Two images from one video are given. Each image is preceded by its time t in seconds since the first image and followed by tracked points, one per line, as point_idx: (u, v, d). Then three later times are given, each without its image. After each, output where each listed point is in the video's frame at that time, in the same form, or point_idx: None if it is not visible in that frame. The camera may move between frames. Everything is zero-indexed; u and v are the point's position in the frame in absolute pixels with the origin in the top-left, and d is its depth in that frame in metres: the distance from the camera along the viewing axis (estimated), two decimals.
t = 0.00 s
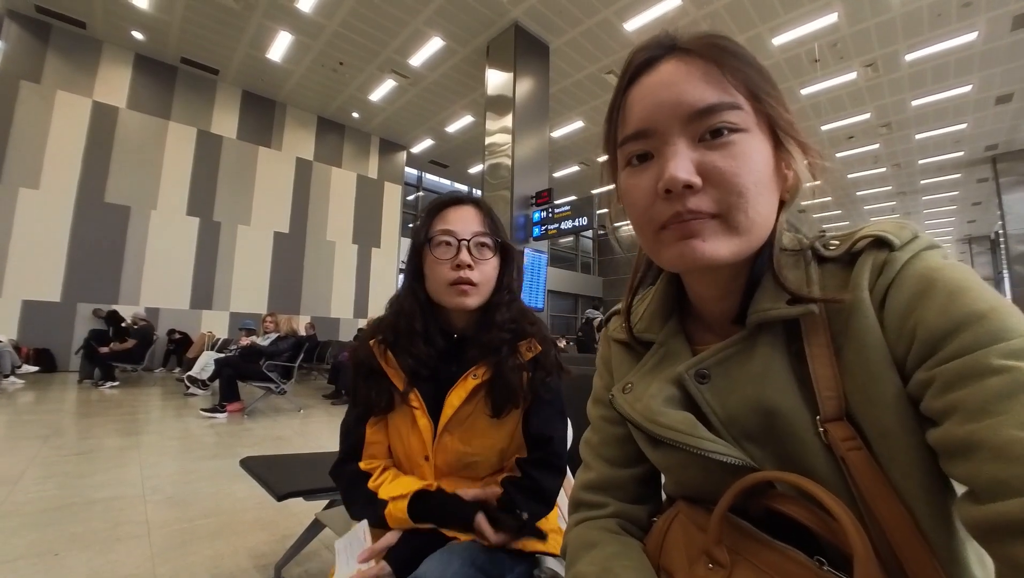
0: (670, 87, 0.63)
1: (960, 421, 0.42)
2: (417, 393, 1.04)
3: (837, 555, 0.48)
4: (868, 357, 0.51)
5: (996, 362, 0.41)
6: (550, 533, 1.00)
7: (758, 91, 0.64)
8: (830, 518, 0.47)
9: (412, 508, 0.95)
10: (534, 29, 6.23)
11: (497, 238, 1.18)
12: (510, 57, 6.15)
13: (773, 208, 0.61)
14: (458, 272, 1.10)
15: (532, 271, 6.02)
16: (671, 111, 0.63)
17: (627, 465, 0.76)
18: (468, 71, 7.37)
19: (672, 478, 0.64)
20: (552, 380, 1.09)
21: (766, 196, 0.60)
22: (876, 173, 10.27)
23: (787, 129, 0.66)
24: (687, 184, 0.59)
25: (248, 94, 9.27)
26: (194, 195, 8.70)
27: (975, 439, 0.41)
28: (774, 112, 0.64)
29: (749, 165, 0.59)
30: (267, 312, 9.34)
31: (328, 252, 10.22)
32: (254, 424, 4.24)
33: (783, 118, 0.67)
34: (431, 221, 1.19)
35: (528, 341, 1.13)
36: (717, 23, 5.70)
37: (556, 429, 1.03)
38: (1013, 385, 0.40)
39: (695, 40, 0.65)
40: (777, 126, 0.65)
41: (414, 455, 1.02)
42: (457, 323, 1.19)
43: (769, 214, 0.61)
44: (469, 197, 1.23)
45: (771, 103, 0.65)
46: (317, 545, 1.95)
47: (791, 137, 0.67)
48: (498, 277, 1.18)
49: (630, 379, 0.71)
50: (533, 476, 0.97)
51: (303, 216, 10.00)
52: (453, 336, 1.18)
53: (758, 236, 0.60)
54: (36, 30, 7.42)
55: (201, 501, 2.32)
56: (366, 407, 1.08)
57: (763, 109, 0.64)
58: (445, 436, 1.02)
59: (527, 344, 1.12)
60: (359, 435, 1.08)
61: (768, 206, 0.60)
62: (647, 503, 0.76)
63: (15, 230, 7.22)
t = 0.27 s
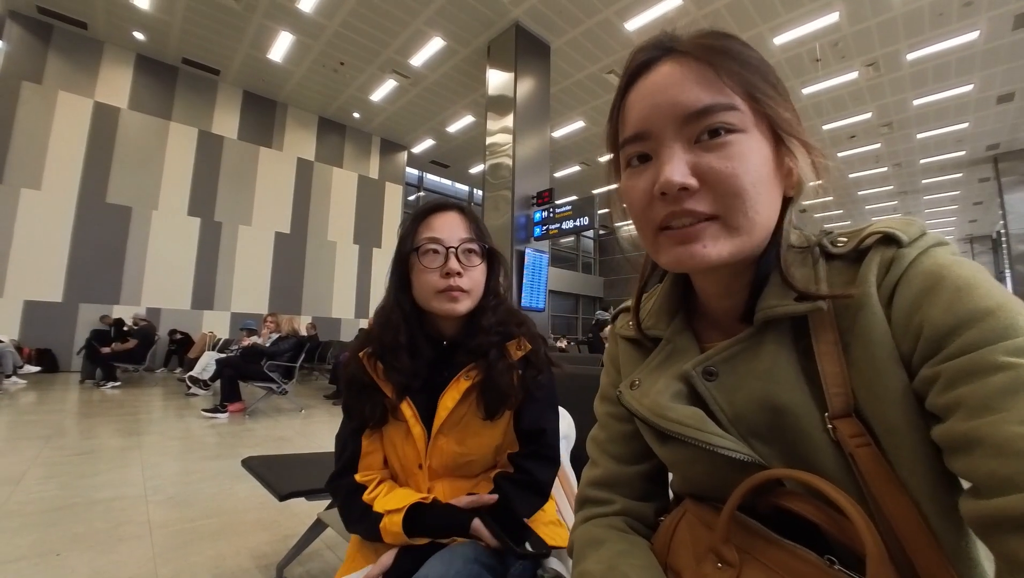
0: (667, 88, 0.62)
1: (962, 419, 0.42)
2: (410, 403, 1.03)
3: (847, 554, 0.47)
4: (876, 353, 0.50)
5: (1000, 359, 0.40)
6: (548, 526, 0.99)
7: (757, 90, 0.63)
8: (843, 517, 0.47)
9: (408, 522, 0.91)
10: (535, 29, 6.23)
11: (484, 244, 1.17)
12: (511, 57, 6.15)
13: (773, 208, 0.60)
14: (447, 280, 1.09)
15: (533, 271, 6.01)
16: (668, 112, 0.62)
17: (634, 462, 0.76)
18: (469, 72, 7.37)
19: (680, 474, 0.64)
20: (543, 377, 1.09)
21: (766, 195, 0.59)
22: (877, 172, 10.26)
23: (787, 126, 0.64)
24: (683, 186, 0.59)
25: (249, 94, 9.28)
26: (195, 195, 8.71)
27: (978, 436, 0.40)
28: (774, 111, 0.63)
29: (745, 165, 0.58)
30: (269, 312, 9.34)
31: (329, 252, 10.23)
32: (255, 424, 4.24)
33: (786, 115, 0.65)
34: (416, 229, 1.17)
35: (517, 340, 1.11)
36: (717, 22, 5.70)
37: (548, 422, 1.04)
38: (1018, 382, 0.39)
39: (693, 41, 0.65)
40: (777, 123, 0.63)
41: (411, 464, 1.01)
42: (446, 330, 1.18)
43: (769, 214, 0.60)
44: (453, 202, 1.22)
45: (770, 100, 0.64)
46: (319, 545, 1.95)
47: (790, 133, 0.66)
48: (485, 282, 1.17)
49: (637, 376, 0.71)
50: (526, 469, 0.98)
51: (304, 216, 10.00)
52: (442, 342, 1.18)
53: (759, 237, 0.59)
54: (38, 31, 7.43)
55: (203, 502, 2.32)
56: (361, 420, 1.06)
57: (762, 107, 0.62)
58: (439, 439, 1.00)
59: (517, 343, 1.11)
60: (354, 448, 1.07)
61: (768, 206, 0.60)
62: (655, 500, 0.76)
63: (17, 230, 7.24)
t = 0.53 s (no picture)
0: (633, 111, 0.62)
1: (983, 438, 0.41)
2: (388, 412, 1.02)
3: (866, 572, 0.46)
4: (900, 365, 0.49)
5: None
6: (539, 531, 0.95)
7: (728, 87, 0.58)
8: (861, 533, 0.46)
9: (380, 536, 0.91)
10: (536, 29, 6.22)
11: (461, 247, 1.16)
12: (512, 56, 6.13)
13: (763, 217, 0.57)
14: (425, 286, 1.07)
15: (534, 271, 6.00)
16: (635, 136, 0.63)
17: (643, 471, 0.75)
18: (470, 72, 7.36)
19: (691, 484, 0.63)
20: (523, 377, 1.07)
21: (748, 202, 0.56)
22: (880, 172, 10.22)
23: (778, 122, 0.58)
24: (653, 210, 0.59)
25: (250, 95, 9.28)
26: (196, 196, 8.72)
27: (999, 458, 0.40)
28: (752, 105, 0.58)
29: (715, 178, 0.56)
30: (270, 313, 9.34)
31: (330, 252, 10.23)
32: (256, 425, 4.24)
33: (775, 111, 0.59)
34: (391, 235, 1.15)
35: (494, 343, 1.10)
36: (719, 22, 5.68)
37: (530, 424, 1.02)
38: None
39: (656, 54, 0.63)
40: (762, 122, 0.58)
41: (392, 475, 1.01)
42: (422, 337, 1.17)
43: (757, 224, 0.57)
44: (426, 206, 1.21)
45: (750, 99, 0.58)
46: (320, 547, 1.94)
47: (782, 128, 0.59)
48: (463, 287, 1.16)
49: (648, 382, 0.70)
50: (508, 474, 0.94)
51: (305, 217, 10.00)
52: (419, 350, 1.17)
53: (746, 250, 0.57)
54: (40, 32, 7.45)
55: (204, 503, 2.32)
56: (343, 434, 1.06)
57: (739, 111, 0.58)
58: (417, 447, 0.99)
59: (494, 347, 1.10)
60: (339, 461, 1.07)
61: (753, 213, 0.56)
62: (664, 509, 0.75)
63: (19, 231, 7.25)
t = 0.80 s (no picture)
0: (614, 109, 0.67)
1: (1002, 443, 0.40)
2: (377, 403, 1.02)
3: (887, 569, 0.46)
4: (935, 357, 0.47)
5: None
6: (530, 536, 0.92)
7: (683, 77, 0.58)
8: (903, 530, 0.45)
9: (360, 530, 0.91)
10: (539, 28, 6.20)
11: (463, 237, 1.14)
12: (515, 56, 6.12)
13: (738, 209, 0.56)
14: (429, 276, 1.06)
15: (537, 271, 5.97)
16: (617, 132, 0.67)
17: (656, 463, 0.74)
18: (473, 71, 7.35)
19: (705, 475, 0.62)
20: (519, 370, 1.03)
21: (708, 190, 0.57)
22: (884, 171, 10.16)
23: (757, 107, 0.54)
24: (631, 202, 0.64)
25: (253, 95, 9.29)
26: (199, 196, 8.73)
27: (1017, 467, 0.38)
28: (708, 90, 0.56)
29: (670, 170, 0.58)
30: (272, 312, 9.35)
31: (332, 252, 10.23)
32: (258, 424, 4.23)
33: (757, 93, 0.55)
34: (391, 223, 1.14)
35: (491, 339, 1.07)
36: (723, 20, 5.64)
37: (523, 423, 0.98)
38: None
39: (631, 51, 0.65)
40: (735, 108, 0.55)
41: (383, 468, 1.00)
42: (418, 330, 1.15)
43: (734, 215, 0.56)
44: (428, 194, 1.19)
45: (725, 84, 0.56)
46: (322, 546, 1.93)
47: (750, 102, 0.55)
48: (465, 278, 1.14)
49: (663, 368, 0.69)
50: (498, 477, 0.91)
51: (308, 216, 10.01)
52: (414, 342, 1.15)
53: (721, 240, 0.58)
54: (43, 32, 7.47)
55: (205, 502, 2.31)
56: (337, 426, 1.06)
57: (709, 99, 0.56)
58: (407, 441, 0.98)
59: (491, 343, 1.06)
60: (334, 453, 1.07)
61: (715, 200, 0.57)
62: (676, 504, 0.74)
63: (23, 230, 7.28)
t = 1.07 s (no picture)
0: (636, 78, 0.63)
1: None
2: (390, 396, 1.01)
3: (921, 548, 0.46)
4: (961, 326, 0.47)
5: None
6: (534, 533, 0.91)
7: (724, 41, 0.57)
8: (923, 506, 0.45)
9: (364, 522, 0.89)
10: (541, 28, 6.20)
11: (480, 225, 1.14)
12: (517, 55, 6.12)
13: (785, 170, 0.55)
14: (443, 262, 1.05)
15: (538, 270, 5.96)
16: (641, 102, 0.63)
17: (669, 447, 0.73)
18: (475, 71, 7.35)
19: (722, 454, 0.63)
20: (531, 365, 1.03)
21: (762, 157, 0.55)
22: (887, 172, 10.12)
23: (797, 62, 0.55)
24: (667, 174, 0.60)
25: (255, 94, 9.31)
26: (202, 194, 8.75)
27: None
28: (756, 55, 0.56)
29: (721, 138, 0.56)
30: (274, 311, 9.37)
31: (334, 251, 10.24)
32: (259, 422, 4.23)
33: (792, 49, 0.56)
34: (407, 209, 1.13)
35: (506, 331, 1.06)
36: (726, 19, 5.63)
37: (532, 418, 0.98)
38: None
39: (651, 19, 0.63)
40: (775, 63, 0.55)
41: (390, 460, 0.99)
42: (432, 318, 1.15)
43: (782, 175, 0.55)
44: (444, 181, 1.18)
45: (760, 41, 0.56)
46: (322, 542, 1.93)
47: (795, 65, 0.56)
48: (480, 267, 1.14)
49: (677, 347, 0.68)
50: (504, 473, 0.91)
51: (310, 216, 10.02)
52: (427, 332, 1.14)
53: (769, 206, 0.56)
54: (48, 31, 7.50)
55: (205, 498, 2.31)
56: (346, 415, 1.05)
57: (748, 55, 0.56)
58: (415, 435, 0.97)
59: (506, 335, 1.06)
60: (340, 442, 1.06)
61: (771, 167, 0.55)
62: (688, 490, 0.73)
63: (26, 228, 7.30)
